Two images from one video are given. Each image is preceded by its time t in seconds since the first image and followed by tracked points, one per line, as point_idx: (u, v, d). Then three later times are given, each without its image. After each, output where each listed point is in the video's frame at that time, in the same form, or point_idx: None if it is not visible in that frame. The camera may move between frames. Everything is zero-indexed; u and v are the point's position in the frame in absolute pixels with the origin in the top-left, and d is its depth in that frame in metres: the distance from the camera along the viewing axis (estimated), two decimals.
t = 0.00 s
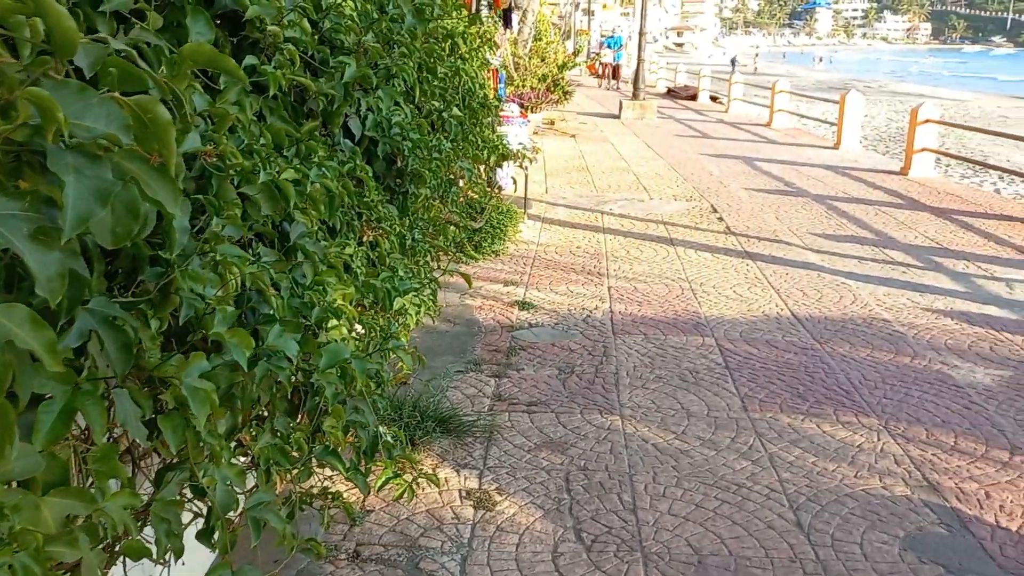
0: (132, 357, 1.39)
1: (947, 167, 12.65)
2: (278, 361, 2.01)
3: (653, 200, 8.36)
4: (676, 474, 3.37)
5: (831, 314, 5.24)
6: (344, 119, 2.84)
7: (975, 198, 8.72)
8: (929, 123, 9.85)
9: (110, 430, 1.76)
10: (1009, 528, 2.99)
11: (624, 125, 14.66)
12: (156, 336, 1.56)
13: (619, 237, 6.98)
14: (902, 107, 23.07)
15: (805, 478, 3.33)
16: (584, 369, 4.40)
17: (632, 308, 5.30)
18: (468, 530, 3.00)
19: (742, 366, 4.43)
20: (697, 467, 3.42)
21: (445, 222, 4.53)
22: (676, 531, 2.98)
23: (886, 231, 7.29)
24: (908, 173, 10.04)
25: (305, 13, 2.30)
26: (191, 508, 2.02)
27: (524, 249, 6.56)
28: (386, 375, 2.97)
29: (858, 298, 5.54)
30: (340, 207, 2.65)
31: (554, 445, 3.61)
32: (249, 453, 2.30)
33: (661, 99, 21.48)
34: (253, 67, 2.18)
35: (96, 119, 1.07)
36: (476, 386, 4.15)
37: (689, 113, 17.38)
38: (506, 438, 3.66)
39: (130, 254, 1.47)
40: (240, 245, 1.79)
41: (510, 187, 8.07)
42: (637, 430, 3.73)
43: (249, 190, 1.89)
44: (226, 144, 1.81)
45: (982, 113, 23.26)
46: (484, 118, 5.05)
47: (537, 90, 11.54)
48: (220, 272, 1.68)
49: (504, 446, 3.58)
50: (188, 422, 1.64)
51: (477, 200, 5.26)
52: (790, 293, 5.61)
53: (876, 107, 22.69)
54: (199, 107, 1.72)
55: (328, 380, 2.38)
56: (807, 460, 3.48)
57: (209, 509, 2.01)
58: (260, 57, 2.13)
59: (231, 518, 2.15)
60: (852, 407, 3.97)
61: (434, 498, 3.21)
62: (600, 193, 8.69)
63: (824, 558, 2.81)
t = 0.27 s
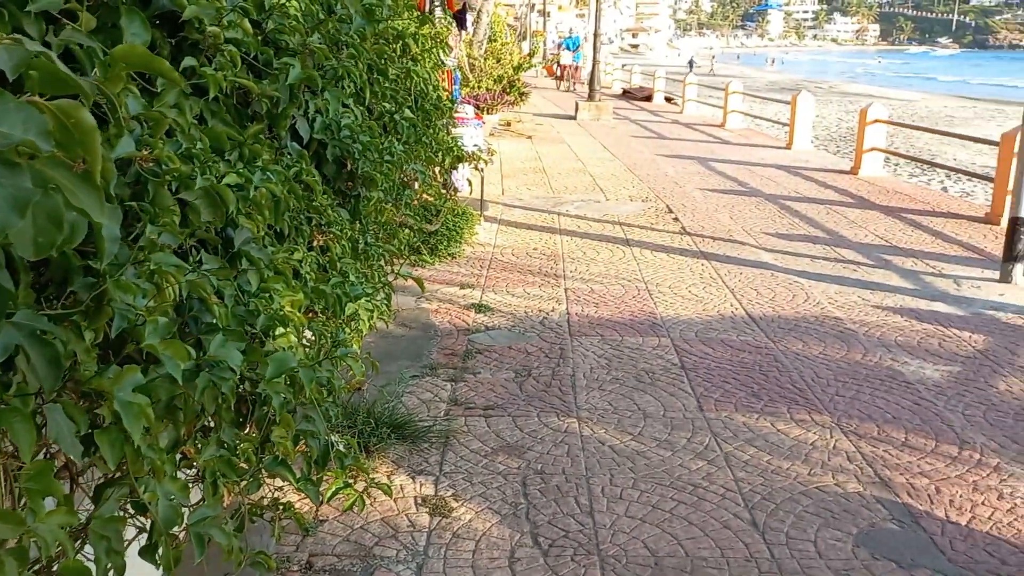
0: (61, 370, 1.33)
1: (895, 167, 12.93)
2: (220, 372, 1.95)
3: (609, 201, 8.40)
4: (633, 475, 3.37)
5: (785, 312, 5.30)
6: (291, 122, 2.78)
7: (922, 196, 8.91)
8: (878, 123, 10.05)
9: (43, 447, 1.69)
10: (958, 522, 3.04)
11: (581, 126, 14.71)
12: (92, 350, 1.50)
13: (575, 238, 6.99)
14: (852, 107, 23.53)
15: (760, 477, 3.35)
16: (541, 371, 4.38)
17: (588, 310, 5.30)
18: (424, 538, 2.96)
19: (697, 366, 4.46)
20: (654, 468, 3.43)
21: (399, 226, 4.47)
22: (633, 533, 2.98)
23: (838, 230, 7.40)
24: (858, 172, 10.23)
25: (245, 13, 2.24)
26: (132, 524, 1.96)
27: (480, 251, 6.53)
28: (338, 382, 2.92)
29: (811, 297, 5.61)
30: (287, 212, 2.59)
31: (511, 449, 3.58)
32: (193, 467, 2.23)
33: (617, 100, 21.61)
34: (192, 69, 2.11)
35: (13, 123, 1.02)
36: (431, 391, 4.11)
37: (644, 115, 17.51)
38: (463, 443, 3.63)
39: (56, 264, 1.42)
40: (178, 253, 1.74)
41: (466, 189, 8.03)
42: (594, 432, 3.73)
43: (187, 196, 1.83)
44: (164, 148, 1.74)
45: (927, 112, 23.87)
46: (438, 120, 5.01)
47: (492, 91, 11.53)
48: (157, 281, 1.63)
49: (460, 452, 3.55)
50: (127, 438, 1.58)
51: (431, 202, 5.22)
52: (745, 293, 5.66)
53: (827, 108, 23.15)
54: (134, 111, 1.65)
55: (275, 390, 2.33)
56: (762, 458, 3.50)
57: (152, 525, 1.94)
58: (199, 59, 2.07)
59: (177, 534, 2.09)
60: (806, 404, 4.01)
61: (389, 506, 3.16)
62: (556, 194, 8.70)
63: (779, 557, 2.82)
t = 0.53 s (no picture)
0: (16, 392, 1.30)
1: (865, 171, 13.09)
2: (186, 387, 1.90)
3: (583, 207, 8.41)
4: (608, 483, 3.37)
5: (758, 317, 5.33)
6: (260, 130, 2.74)
7: (892, 200, 9.03)
8: (847, 128, 10.16)
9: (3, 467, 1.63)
10: (931, 525, 3.07)
11: (554, 132, 14.75)
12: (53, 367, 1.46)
13: (550, 244, 6.99)
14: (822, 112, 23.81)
15: (734, 483, 3.36)
16: (516, 379, 4.36)
17: (563, 316, 5.30)
18: (398, 550, 2.93)
19: (672, 371, 4.47)
20: (629, 475, 3.42)
21: (372, 233, 4.44)
22: (609, 542, 2.97)
23: (809, 234, 7.47)
24: (829, 177, 10.34)
25: (211, 21, 2.21)
26: (97, 543, 1.91)
27: (455, 257, 6.51)
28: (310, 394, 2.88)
29: (783, 301, 5.65)
30: (255, 221, 2.55)
31: (486, 458, 3.56)
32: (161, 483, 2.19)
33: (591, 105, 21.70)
34: (157, 78, 2.07)
35: None
36: (406, 400, 4.07)
37: (618, 120, 17.60)
38: (437, 453, 3.60)
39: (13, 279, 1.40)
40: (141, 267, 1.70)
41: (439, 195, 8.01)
42: (569, 440, 3.71)
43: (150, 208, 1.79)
44: (126, 159, 1.70)
45: (896, 117, 24.22)
46: (411, 126, 4.99)
47: (466, 97, 11.52)
48: (120, 296, 1.59)
49: (434, 461, 3.52)
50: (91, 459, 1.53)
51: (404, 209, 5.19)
52: (718, 297, 5.69)
53: (797, 112, 23.42)
54: (95, 122, 1.60)
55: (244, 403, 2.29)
56: (736, 464, 3.51)
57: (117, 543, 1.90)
58: (163, 67, 2.03)
59: (143, 552, 2.04)
60: (780, 409, 4.03)
61: (363, 518, 3.13)
62: (530, 199, 8.70)
63: (754, 563, 2.83)
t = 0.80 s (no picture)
0: None
1: (843, 180, 13.21)
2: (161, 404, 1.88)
3: (564, 216, 8.42)
4: (591, 495, 3.35)
5: (739, 326, 5.34)
6: (239, 142, 2.71)
7: (870, 209, 9.10)
8: (826, 138, 10.25)
9: None
10: (913, 534, 3.08)
11: (536, 141, 14.79)
12: (24, 385, 1.43)
13: (532, 254, 6.98)
14: (801, 121, 24.03)
15: (717, 493, 3.36)
16: (497, 390, 4.34)
17: (545, 326, 5.28)
18: (379, 565, 2.89)
19: (654, 381, 4.46)
20: (612, 487, 3.41)
21: (352, 245, 4.41)
22: (591, 554, 2.95)
23: (790, 243, 7.52)
24: (808, 186, 10.42)
25: (187, 33, 2.18)
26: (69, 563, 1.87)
27: (436, 268, 6.49)
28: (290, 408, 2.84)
29: (764, 310, 5.67)
30: (234, 234, 2.52)
31: (469, 470, 3.54)
32: (135, 501, 2.15)
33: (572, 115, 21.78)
34: (132, 90, 2.04)
35: None
36: (387, 413, 4.04)
37: (599, 130, 17.66)
38: (419, 466, 3.57)
39: None
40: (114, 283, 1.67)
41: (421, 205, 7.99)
42: (551, 451, 3.70)
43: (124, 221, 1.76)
44: (101, 174, 1.67)
45: (873, 126, 24.48)
46: (392, 137, 4.97)
47: (447, 107, 11.54)
48: (93, 313, 1.56)
49: (416, 475, 3.49)
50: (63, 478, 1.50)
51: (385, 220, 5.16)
52: (700, 307, 5.70)
53: (776, 122, 23.61)
54: (68, 136, 1.57)
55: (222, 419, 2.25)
56: (719, 475, 3.51)
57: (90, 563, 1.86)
58: (137, 79, 2.01)
59: (116, 574, 2.00)
60: (761, 419, 4.04)
61: (343, 533, 3.09)
62: (511, 209, 8.70)
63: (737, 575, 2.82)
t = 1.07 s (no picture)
0: None
1: (820, 183, 13.32)
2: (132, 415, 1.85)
3: (543, 220, 8.41)
4: (570, 501, 3.34)
5: (717, 330, 5.36)
6: (212, 148, 2.68)
7: (847, 212, 9.18)
8: (802, 142, 10.33)
9: None
10: (891, 537, 3.09)
11: (515, 146, 14.79)
12: None
13: (511, 258, 6.97)
14: (778, 125, 24.23)
15: (696, 498, 3.36)
16: (477, 396, 4.32)
17: (525, 331, 5.27)
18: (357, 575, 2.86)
19: (633, 386, 4.46)
20: (592, 492, 3.40)
21: (329, 250, 4.38)
22: (571, 561, 2.93)
23: (767, 247, 7.56)
24: (785, 189, 10.49)
25: (158, 37, 2.15)
26: None
27: (415, 273, 6.46)
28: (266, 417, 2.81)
29: (742, 313, 5.69)
30: (208, 240, 2.48)
31: (448, 477, 3.51)
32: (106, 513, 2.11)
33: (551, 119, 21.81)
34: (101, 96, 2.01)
35: None
36: (365, 419, 4.01)
37: (578, 134, 17.70)
38: (397, 473, 3.54)
39: None
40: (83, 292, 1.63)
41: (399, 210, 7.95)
42: (531, 457, 3.68)
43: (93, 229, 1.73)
44: (68, 182, 1.64)
45: (850, 130, 24.71)
46: (370, 141, 4.94)
47: (425, 111, 11.53)
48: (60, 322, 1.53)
49: (395, 482, 3.46)
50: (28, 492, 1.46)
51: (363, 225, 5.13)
52: (679, 311, 5.72)
53: (753, 126, 23.76)
54: (34, 142, 1.54)
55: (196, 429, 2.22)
56: (698, 479, 3.51)
57: None
58: (106, 85, 1.98)
59: None
60: (740, 422, 4.05)
61: (320, 543, 3.05)
62: (491, 213, 8.69)
63: None
